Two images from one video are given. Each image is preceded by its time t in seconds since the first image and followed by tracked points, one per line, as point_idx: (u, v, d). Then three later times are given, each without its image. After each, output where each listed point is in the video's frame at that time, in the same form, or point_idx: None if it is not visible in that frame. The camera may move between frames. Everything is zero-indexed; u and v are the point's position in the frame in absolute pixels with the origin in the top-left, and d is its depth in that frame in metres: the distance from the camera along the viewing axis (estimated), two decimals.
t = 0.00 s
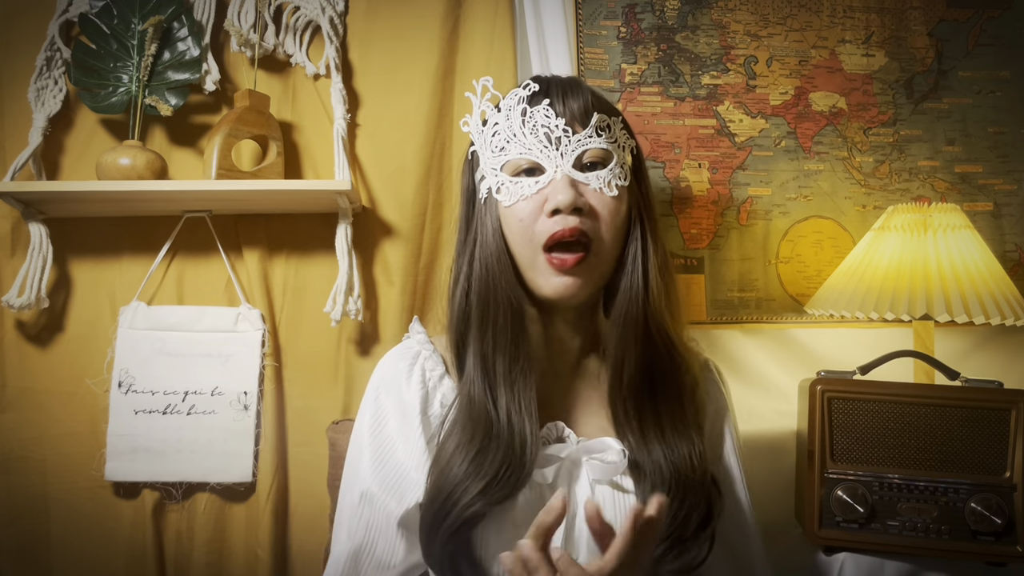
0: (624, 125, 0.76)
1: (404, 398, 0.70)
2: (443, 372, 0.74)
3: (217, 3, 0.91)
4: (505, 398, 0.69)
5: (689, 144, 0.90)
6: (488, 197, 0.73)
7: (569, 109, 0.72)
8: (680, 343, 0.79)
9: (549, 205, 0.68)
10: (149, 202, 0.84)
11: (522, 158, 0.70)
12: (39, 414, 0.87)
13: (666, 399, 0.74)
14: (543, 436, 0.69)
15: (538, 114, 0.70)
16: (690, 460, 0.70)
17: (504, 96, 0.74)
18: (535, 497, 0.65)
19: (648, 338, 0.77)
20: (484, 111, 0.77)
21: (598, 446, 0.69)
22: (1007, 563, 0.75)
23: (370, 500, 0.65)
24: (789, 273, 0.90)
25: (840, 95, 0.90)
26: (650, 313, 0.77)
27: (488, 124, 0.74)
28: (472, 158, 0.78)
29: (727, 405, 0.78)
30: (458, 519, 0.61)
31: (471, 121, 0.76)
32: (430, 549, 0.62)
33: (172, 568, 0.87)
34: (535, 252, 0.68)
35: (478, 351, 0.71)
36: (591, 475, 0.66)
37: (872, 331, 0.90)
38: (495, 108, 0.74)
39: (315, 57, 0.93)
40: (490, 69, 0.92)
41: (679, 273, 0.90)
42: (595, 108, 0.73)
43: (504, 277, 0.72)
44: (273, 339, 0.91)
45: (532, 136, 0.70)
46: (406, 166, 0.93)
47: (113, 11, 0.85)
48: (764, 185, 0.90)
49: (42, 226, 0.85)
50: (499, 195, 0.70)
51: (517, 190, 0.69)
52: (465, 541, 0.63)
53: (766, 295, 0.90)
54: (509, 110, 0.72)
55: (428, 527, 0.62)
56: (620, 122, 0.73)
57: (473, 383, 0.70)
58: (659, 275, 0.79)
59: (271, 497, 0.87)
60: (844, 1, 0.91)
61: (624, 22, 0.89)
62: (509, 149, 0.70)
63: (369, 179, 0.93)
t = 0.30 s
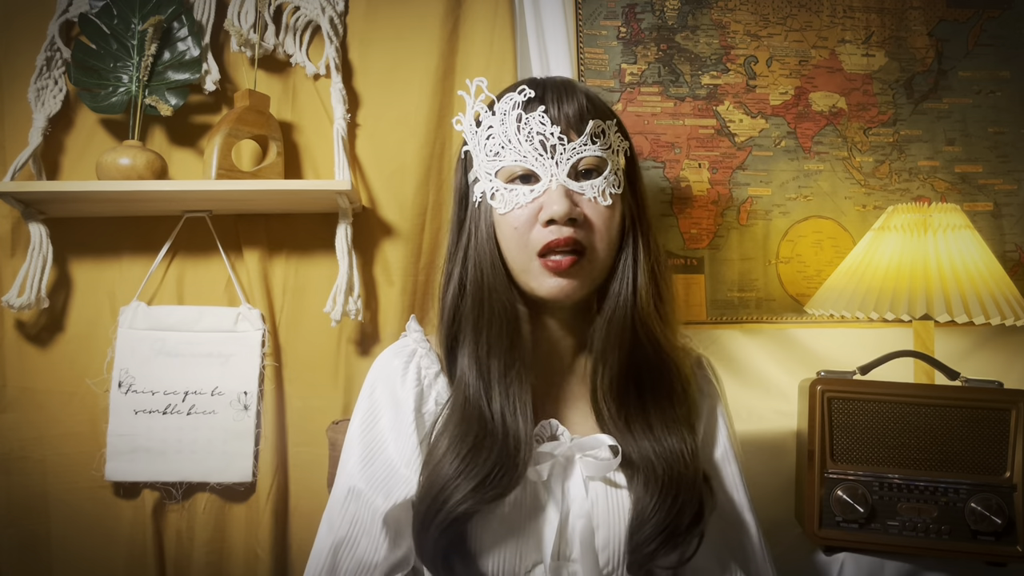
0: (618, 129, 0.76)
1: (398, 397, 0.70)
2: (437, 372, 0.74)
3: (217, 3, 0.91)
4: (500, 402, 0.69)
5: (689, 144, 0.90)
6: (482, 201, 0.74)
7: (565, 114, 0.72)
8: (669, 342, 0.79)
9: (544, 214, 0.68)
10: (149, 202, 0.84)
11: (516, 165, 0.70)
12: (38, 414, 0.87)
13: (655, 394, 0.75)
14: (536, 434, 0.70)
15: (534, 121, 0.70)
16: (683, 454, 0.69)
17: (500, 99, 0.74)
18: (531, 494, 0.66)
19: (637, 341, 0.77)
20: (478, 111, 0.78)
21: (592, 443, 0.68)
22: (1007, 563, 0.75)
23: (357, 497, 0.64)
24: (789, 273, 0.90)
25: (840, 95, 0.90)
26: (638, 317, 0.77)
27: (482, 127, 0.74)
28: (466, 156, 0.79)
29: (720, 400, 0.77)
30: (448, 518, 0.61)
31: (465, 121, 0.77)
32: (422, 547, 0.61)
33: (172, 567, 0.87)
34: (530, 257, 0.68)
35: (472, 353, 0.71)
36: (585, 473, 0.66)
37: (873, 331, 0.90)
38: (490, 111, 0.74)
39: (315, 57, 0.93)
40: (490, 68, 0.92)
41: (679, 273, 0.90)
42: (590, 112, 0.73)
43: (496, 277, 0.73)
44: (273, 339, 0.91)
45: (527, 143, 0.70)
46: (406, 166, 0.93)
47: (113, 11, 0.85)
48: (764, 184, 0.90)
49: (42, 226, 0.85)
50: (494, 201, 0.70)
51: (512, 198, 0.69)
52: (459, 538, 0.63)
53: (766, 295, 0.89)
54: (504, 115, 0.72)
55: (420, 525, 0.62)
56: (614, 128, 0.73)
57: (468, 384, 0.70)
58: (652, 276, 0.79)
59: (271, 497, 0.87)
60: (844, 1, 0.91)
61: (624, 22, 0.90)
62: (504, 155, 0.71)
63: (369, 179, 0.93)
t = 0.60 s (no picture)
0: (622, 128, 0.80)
1: (398, 396, 0.70)
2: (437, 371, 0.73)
3: (217, 3, 0.91)
4: (508, 399, 0.67)
5: (689, 144, 0.90)
6: (499, 191, 0.71)
7: (583, 106, 0.74)
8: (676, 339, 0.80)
9: (571, 200, 0.68)
10: (150, 202, 0.84)
11: (538, 153, 0.69)
12: (38, 414, 0.87)
13: (657, 388, 0.74)
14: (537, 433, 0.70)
15: (554, 112, 0.71)
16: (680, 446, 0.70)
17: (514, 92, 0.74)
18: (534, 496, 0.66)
19: (650, 336, 0.78)
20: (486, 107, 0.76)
21: (592, 442, 0.68)
22: (1007, 563, 0.75)
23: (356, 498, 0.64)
24: (789, 273, 0.90)
25: (840, 95, 0.90)
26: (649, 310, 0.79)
27: (494, 120, 0.73)
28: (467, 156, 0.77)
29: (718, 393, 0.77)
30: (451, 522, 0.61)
31: (470, 116, 0.75)
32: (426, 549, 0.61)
33: (172, 567, 0.87)
34: (556, 245, 0.68)
35: (481, 348, 0.69)
36: (585, 473, 0.67)
37: (873, 331, 0.90)
38: (503, 104, 0.74)
39: (315, 57, 0.93)
40: (491, 68, 0.92)
41: (679, 274, 0.90)
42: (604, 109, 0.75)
43: (513, 265, 0.70)
44: (274, 338, 0.91)
45: (549, 132, 0.70)
46: (406, 166, 0.93)
47: (113, 11, 0.85)
48: (764, 184, 0.90)
49: (42, 226, 0.85)
50: (517, 188, 0.69)
51: (537, 183, 0.68)
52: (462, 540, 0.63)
53: (766, 295, 0.89)
54: (520, 107, 0.72)
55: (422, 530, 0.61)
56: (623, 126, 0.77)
57: (474, 381, 0.68)
58: (657, 279, 0.82)
59: (271, 497, 0.87)
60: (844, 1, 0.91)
61: (624, 22, 0.89)
62: (524, 144, 0.70)
63: (368, 179, 0.93)
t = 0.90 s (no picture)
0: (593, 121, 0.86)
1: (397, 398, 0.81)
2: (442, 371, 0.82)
3: (217, 3, 0.91)
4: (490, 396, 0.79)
5: (689, 144, 0.90)
6: (478, 203, 0.81)
7: (546, 107, 0.81)
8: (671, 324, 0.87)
9: (544, 189, 0.77)
10: (150, 202, 0.84)
11: (508, 155, 0.78)
12: (38, 414, 0.87)
13: (661, 379, 0.85)
14: (543, 445, 0.79)
15: (517, 114, 0.79)
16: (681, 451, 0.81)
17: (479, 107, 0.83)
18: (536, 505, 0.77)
19: (648, 324, 0.86)
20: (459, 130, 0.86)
21: (600, 455, 0.78)
22: (1008, 563, 0.75)
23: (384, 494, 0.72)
24: (789, 273, 0.89)
25: (840, 95, 0.90)
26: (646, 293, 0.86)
27: (466, 138, 0.83)
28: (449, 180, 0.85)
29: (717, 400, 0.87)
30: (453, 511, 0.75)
31: (448, 141, 0.85)
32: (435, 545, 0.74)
33: (172, 568, 0.87)
34: (538, 235, 0.77)
35: (465, 352, 0.81)
36: (593, 485, 0.76)
37: (873, 331, 0.88)
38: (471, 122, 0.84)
39: (315, 57, 0.93)
40: (490, 69, 0.92)
41: (678, 274, 0.90)
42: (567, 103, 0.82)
43: (490, 282, 0.81)
44: (273, 338, 0.91)
45: (514, 134, 0.79)
46: (406, 166, 0.93)
47: (112, 11, 0.86)
48: (764, 184, 0.90)
49: (42, 226, 0.87)
50: (492, 193, 0.79)
51: (510, 184, 0.78)
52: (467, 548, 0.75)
53: (766, 295, 0.89)
54: (486, 118, 0.81)
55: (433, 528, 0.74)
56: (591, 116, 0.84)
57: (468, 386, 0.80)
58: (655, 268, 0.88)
59: (272, 494, 0.86)
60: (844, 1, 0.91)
61: (624, 22, 0.90)
62: (494, 151, 0.79)
63: (368, 179, 0.93)
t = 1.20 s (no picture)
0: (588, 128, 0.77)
1: (384, 407, 0.74)
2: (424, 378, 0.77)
3: (217, 3, 0.91)
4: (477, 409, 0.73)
5: (689, 144, 0.90)
6: (474, 230, 0.72)
7: (540, 125, 0.72)
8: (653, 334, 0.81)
9: (548, 231, 0.67)
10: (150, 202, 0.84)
11: (506, 186, 0.69)
12: (39, 415, 0.87)
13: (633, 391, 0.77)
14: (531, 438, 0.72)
15: (514, 138, 0.70)
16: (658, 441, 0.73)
17: (470, 121, 0.74)
18: (513, 496, 0.71)
19: (626, 339, 0.79)
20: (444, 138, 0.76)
21: (586, 445, 0.70)
22: (1008, 563, 0.75)
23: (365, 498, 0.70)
24: (789, 273, 0.89)
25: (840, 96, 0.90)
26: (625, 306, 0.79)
27: (455, 152, 0.73)
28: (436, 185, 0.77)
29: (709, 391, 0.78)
30: (428, 523, 0.67)
31: (433, 149, 0.75)
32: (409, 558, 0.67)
33: (172, 567, 0.87)
34: (543, 277, 0.68)
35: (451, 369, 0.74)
36: (579, 476, 0.69)
37: (873, 332, 0.89)
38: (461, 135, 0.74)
39: (315, 57, 0.93)
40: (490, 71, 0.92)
41: (679, 275, 0.90)
42: (561, 113, 0.73)
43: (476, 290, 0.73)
44: (274, 339, 0.91)
45: (513, 162, 0.69)
46: (406, 166, 0.93)
47: (113, 11, 0.85)
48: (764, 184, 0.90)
49: (42, 226, 0.85)
50: (491, 228, 0.69)
51: (510, 222, 0.68)
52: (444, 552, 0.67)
53: (766, 295, 0.89)
54: (478, 138, 0.72)
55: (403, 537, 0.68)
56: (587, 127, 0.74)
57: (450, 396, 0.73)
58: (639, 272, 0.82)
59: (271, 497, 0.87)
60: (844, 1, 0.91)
61: (624, 22, 0.89)
62: (489, 179, 0.70)
63: (369, 180, 0.93)
